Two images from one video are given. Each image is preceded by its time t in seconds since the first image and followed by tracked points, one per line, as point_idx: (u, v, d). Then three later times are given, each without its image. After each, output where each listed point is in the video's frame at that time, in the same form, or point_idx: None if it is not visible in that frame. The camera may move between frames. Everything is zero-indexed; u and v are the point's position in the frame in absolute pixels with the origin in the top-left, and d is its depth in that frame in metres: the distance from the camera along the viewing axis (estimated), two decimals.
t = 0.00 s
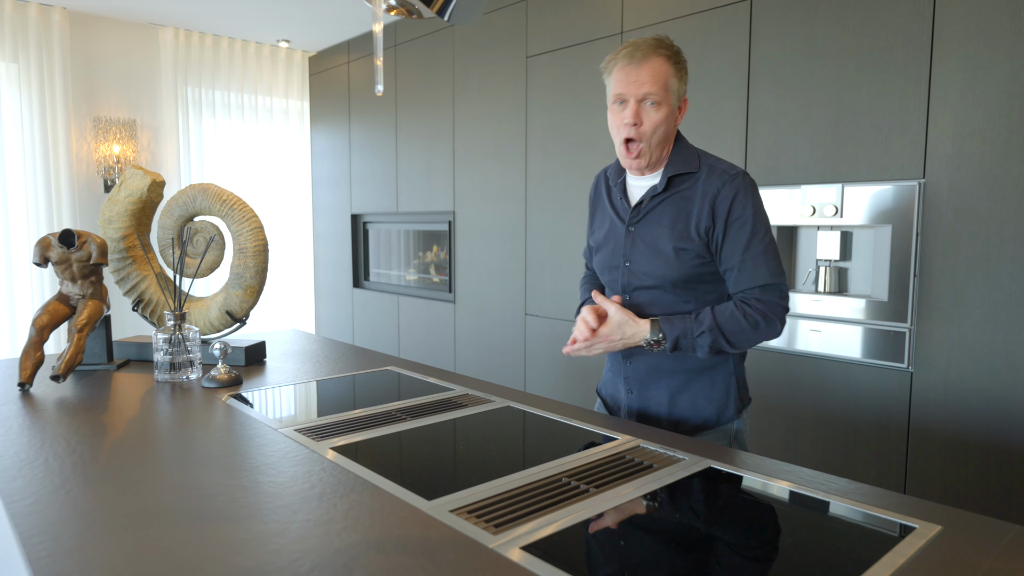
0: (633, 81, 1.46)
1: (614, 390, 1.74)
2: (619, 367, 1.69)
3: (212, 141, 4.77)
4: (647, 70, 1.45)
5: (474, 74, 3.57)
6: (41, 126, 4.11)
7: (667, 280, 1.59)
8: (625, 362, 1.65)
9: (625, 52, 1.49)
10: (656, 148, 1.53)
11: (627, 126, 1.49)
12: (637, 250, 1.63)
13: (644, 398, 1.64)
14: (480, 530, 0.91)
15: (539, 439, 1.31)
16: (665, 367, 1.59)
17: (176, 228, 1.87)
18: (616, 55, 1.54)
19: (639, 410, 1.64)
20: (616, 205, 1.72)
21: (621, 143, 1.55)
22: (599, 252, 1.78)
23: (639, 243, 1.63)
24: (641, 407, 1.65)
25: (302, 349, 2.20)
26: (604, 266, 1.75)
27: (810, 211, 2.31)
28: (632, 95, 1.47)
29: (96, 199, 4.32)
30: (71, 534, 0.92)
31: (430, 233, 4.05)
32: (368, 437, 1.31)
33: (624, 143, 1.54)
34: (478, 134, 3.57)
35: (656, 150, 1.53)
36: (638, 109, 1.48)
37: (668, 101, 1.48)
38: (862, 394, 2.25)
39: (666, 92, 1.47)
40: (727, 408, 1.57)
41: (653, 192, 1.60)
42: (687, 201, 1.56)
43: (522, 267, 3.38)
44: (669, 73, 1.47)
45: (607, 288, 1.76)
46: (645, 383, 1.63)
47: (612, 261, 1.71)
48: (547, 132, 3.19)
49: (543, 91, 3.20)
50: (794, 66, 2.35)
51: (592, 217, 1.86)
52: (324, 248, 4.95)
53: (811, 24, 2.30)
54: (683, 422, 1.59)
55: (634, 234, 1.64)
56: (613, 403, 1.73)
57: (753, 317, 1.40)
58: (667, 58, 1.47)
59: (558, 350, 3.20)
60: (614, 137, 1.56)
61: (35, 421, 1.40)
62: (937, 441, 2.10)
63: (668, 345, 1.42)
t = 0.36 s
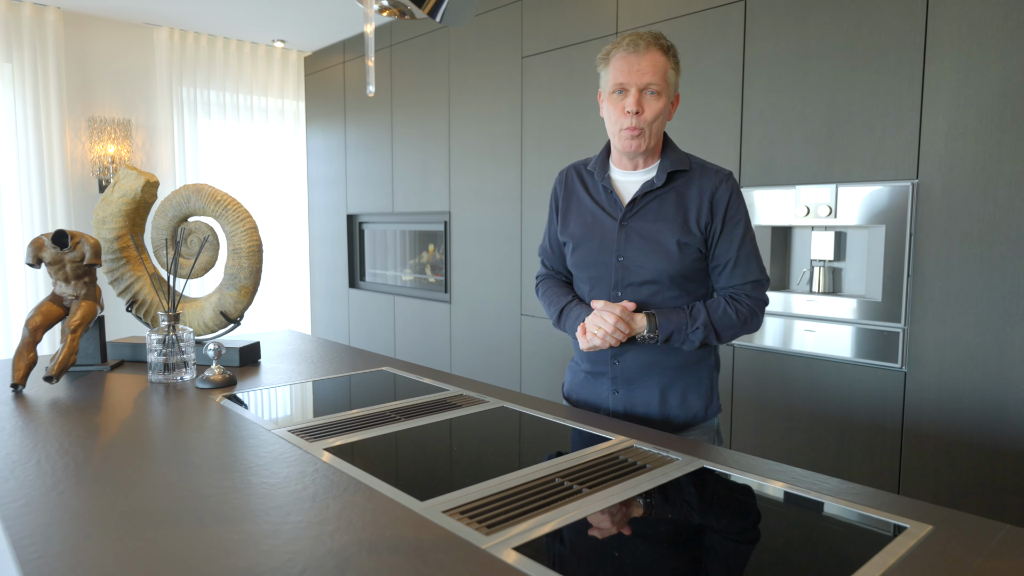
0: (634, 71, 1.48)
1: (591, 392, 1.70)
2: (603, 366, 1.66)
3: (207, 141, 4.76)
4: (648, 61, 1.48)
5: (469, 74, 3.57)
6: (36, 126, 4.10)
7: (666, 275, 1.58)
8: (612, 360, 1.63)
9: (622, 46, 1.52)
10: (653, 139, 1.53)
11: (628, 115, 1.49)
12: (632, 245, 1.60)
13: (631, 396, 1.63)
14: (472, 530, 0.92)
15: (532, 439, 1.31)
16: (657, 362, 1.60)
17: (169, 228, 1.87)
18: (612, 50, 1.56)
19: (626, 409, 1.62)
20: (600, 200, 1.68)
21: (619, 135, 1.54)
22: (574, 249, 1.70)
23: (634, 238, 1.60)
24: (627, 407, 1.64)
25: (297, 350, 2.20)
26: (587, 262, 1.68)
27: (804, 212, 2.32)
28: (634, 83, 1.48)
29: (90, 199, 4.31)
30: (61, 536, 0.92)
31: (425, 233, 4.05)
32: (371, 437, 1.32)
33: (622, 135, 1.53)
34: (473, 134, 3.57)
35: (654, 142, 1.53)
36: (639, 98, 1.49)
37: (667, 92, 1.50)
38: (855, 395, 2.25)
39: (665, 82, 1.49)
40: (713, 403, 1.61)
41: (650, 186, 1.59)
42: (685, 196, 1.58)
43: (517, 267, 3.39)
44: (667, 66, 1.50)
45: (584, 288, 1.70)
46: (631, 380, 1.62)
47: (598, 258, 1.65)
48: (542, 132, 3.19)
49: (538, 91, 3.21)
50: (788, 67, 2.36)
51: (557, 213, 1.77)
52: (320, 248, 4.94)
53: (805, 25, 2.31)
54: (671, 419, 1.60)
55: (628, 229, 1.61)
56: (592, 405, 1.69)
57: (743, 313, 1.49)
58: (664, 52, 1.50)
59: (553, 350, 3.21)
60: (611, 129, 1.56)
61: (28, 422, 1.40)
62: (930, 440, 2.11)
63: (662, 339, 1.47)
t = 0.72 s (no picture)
0: (610, 78, 1.48)
1: (574, 391, 1.69)
2: (586, 364, 1.66)
3: (202, 141, 4.75)
4: (624, 67, 1.47)
5: (465, 74, 3.57)
6: (30, 126, 4.08)
7: (650, 273, 1.58)
8: (594, 358, 1.63)
9: (597, 52, 1.51)
10: (634, 141, 1.54)
11: (606, 122, 1.50)
12: (616, 244, 1.60)
13: (613, 394, 1.63)
14: (466, 532, 0.92)
15: (529, 440, 1.31)
16: (639, 360, 1.60)
17: (164, 229, 1.86)
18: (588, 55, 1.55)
19: (609, 407, 1.62)
20: (584, 199, 1.68)
21: (598, 141, 1.55)
22: (558, 248, 1.70)
23: (618, 237, 1.61)
24: (609, 405, 1.63)
25: (293, 350, 2.20)
26: (571, 261, 1.67)
27: (799, 212, 2.32)
28: (611, 89, 1.48)
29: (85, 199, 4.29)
30: (54, 538, 0.91)
31: (421, 233, 4.04)
32: (365, 437, 1.32)
33: (602, 141, 1.54)
34: (469, 134, 3.57)
35: (634, 145, 1.54)
36: (616, 105, 1.49)
37: (644, 96, 1.50)
38: (850, 395, 2.26)
39: (642, 87, 1.49)
40: (693, 400, 1.62)
41: (633, 185, 1.59)
42: (668, 195, 1.59)
43: (513, 267, 3.39)
44: (643, 70, 1.49)
45: (568, 287, 1.69)
46: (614, 378, 1.62)
47: (582, 257, 1.65)
48: (538, 133, 3.19)
49: (534, 91, 3.21)
50: (783, 68, 2.36)
51: (541, 213, 1.77)
52: (316, 248, 4.94)
53: (799, 26, 2.31)
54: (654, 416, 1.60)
55: (612, 227, 1.61)
56: (575, 404, 1.68)
57: (725, 309, 1.50)
58: (640, 55, 1.50)
59: (549, 350, 3.21)
60: (590, 134, 1.56)
61: (21, 423, 1.40)
62: (924, 440, 2.12)
63: (645, 335, 1.47)
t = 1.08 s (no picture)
0: (593, 89, 1.48)
1: (561, 389, 1.70)
2: (572, 363, 1.66)
3: (197, 141, 4.73)
4: (606, 77, 1.47)
5: (461, 74, 3.57)
6: (23, 126, 4.06)
7: (635, 278, 1.58)
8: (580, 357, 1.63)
9: (580, 63, 1.52)
10: (620, 149, 1.53)
11: (591, 131, 1.50)
12: (602, 249, 1.61)
13: (599, 393, 1.63)
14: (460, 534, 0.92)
15: (526, 442, 1.31)
16: (624, 359, 1.60)
17: (158, 230, 1.85)
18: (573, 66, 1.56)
19: (594, 405, 1.63)
20: (574, 205, 1.68)
21: (585, 150, 1.55)
22: (549, 253, 1.71)
23: (604, 242, 1.61)
24: (595, 403, 1.64)
25: (288, 351, 2.19)
26: (561, 265, 1.68)
27: (794, 213, 2.33)
28: (595, 99, 1.48)
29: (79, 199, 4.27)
30: (48, 541, 0.91)
31: (417, 234, 4.04)
32: (358, 439, 1.32)
33: (588, 149, 1.54)
34: (465, 134, 3.56)
35: (620, 153, 1.54)
36: (601, 114, 1.49)
37: (629, 105, 1.49)
38: (845, 395, 2.27)
39: (625, 96, 1.49)
40: (677, 401, 1.62)
41: (619, 192, 1.59)
42: (653, 201, 1.58)
43: (508, 267, 3.39)
44: (626, 79, 1.49)
45: (558, 291, 1.70)
46: (599, 377, 1.63)
47: (571, 262, 1.66)
48: (533, 133, 3.19)
49: (529, 92, 3.21)
50: (779, 69, 2.37)
51: (533, 218, 1.78)
52: (311, 248, 4.92)
53: (795, 27, 2.32)
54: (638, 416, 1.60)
55: (599, 233, 1.62)
56: (562, 402, 1.69)
57: (708, 313, 1.49)
58: (623, 64, 1.49)
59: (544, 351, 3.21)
60: (577, 142, 1.57)
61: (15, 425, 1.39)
62: (919, 440, 2.12)
63: (627, 338, 1.48)
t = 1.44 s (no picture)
0: (591, 86, 1.48)
1: (560, 390, 1.70)
2: (571, 362, 1.66)
3: (192, 141, 4.72)
4: (604, 74, 1.48)
5: (457, 74, 3.57)
6: (17, 126, 4.04)
7: (633, 276, 1.58)
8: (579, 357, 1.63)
9: (579, 61, 1.52)
10: (618, 146, 1.53)
11: (590, 127, 1.50)
12: (601, 248, 1.61)
13: (597, 393, 1.63)
14: (457, 537, 0.91)
15: (523, 443, 1.31)
16: (622, 358, 1.60)
17: (153, 231, 1.85)
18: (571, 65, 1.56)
19: (593, 405, 1.63)
20: (573, 205, 1.68)
21: (584, 147, 1.55)
22: (549, 253, 1.71)
23: (603, 241, 1.61)
24: (593, 403, 1.64)
25: (283, 352, 2.19)
26: (560, 265, 1.69)
27: (790, 214, 2.34)
28: (594, 96, 1.48)
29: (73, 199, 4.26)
30: (42, 544, 0.91)
31: (413, 234, 4.03)
32: (354, 441, 1.32)
33: (586, 146, 1.54)
34: (461, 134, 3.56)
35: (619, 149, 1.54)
36: (599, 110, 1.49)
37: (627, 102, 1.49)
38: (840, 395, 2.27)
39: (623, 92, 1.49)
40: (676, 401, 1.62)
41: (618, 191, 1.59)
42: (651, 199, 1.58)
43: (504, 268, 3.39)
44: (624, 76, 1.50)
45: (558, 290, 1.70)
46: (598, 376, 1.63)
47: (570, 262, 1.66)
48: (529, 133, 3.19)
49: (525, 92, 3.20)
50: (774, 70, 2.37)
51: (532, 219, 1.78)
52: (306, 249, 4.92)
53: (791, 28, 2.32)
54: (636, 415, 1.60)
55: (597, 232, 1.62)
56: (560, 402, 1.69)
57: (706, 310, 1.49)
58: (621, 62, 1.50)
59: (540, 351, 3.21)
60: (576, 140, 1.57)
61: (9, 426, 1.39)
62: (913, 440, 2.13)
63: (625, 336, 1.48)
